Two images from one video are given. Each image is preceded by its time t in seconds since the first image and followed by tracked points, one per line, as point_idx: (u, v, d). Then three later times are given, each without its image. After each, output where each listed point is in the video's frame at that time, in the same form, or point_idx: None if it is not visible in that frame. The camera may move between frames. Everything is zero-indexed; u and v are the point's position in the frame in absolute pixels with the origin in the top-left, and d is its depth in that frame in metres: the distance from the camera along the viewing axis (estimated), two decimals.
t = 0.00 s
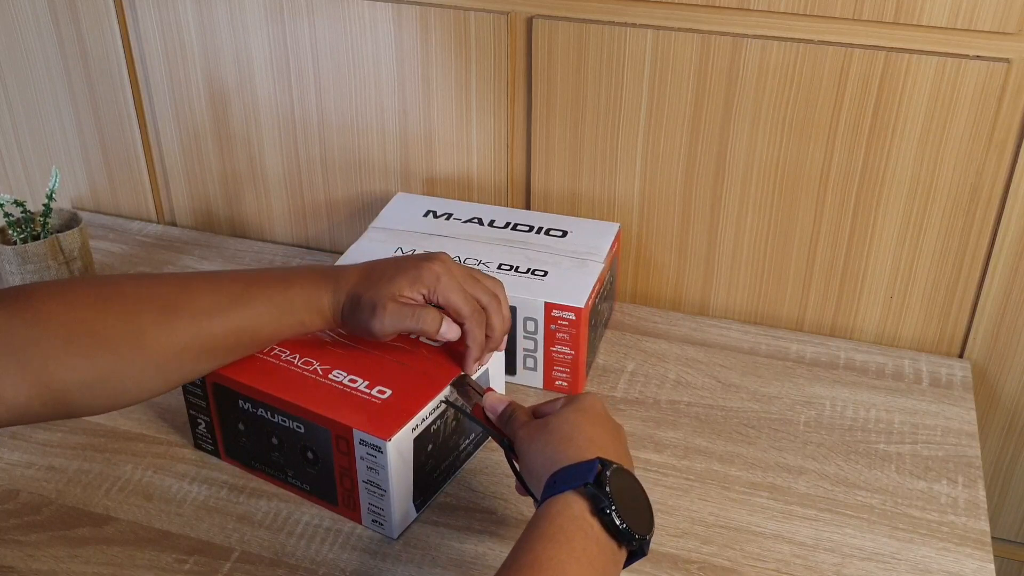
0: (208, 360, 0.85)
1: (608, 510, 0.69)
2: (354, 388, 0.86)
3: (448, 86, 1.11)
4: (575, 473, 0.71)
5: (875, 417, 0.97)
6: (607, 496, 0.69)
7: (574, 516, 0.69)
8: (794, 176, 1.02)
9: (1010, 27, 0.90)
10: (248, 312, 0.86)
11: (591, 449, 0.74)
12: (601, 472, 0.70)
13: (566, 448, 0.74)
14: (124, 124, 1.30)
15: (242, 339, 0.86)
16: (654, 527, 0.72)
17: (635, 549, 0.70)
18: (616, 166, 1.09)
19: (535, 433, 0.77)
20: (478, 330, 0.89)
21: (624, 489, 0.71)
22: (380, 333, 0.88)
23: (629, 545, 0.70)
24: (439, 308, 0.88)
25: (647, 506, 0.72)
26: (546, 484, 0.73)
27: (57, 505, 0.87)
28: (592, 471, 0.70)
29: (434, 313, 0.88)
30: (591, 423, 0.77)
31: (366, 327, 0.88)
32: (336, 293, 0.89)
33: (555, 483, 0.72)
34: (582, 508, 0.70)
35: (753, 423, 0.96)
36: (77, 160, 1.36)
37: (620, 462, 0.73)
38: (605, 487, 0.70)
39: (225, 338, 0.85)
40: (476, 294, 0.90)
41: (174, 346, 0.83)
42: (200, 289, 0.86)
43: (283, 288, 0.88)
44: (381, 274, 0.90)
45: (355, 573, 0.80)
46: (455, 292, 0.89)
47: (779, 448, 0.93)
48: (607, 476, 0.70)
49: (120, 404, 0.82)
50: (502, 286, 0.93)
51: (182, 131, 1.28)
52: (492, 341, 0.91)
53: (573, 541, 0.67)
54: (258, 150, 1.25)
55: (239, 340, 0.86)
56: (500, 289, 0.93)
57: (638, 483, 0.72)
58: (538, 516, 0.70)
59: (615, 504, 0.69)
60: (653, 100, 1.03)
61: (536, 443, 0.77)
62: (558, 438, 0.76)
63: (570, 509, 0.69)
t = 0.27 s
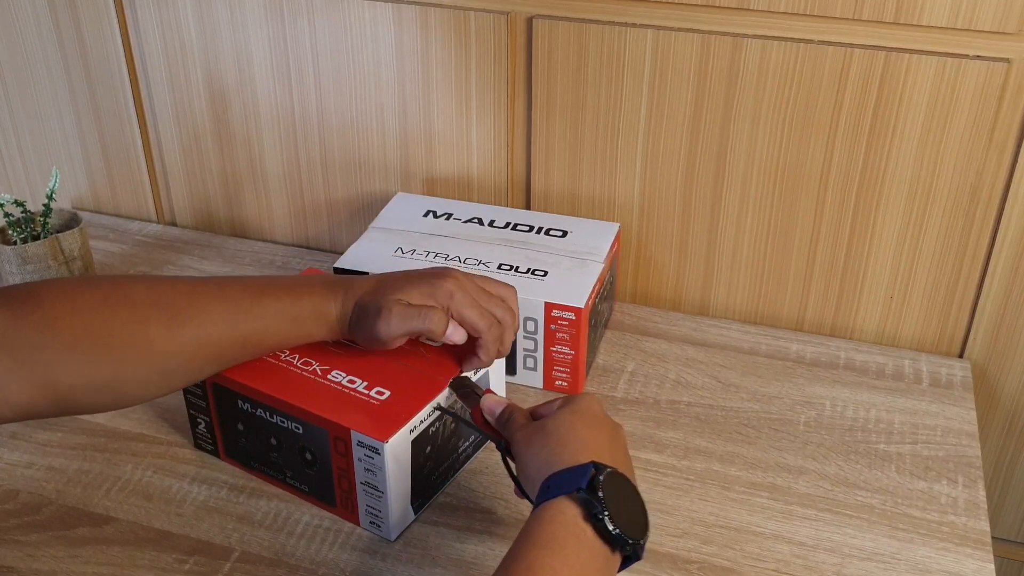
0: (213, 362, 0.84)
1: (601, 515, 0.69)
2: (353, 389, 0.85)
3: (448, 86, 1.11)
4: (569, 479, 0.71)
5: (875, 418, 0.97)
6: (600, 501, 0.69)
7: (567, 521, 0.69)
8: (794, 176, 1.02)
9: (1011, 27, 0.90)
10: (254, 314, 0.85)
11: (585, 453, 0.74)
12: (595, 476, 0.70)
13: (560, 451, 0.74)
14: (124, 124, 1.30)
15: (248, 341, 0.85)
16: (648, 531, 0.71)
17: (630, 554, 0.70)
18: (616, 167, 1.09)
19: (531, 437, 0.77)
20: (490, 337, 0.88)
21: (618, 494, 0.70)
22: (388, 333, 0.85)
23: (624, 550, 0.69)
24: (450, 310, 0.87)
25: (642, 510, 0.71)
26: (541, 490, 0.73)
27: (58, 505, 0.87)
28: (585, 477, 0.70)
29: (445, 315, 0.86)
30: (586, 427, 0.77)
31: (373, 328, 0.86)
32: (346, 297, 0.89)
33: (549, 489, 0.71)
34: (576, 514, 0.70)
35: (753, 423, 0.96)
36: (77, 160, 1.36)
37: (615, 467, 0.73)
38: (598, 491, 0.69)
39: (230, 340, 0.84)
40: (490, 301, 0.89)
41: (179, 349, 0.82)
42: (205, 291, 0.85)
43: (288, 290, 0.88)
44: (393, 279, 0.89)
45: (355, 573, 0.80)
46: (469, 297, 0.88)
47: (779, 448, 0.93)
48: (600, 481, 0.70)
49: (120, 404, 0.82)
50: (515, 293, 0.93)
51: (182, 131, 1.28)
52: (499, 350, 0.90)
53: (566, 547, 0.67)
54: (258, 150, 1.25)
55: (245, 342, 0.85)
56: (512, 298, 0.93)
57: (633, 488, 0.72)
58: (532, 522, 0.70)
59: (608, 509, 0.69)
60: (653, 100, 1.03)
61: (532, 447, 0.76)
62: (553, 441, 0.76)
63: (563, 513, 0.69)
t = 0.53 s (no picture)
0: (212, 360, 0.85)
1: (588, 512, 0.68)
2: (340, 392, 0.85)
3: (448, 87, 1.11)
4: (556, 477, 0.71)
5: (875, 418, 0.97)
6: (587, 498, 0.69)
7: (555, 519, 0.69)
8: (794, 176, 1.02)
9: (1011, 27, 0.90)
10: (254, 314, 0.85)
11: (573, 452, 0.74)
12: (583, 474, 0.70)
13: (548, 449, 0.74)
14: (124, 125, 1.30)
15: (245, 341, 0.85)
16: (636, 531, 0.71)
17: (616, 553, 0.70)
18: (616, 167, 1.09)
19: (518, 436, 0.77)
20: (488, 352, 0.87)
21: (605, 493, 0.70)
22: (388, 333, 0.85)
23: (610, 549, 0.69)
24: (453, 319, 0.86)
25: (629, 510, 0.71)
26: (527, 487, 0.72)
27: (58, 505, 0.87)
28: (571, 475, 0.70)
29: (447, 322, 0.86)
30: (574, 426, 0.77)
31: (373, 328, 0.85)
32: (348, 298, 0.89)
33: (536, 486, 0.71)
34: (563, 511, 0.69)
35: (753, 423, 0.96)
36: (77, 160, 1.36)
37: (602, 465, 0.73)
38: (585, 489, 0.69)
39: (227, 340, 0.84)
40: (494, 316, 0.89)
41: (178, 348, 0.82)
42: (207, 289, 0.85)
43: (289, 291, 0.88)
44: (399, 285, 0.89)
45: (355, 573, 0.80)
46: (473, 309, 0.88)
47: (779, 448, 0.93)
48: (587, 479, 0.70)
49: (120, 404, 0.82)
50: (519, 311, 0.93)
51: (183, 131, 1.28)
52: (494, 366, 0.89)
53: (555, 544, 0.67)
54: (258, 150, 1.25)
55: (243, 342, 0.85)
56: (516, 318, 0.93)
57: (620, 486, 0.72)
58: (519, 520, 0.70)
59: (594, 507, 0.69)
60: (653, 100, 1.03)
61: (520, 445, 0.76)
62: (541, 440, 0.76)
63: (549, 511, 0.69)
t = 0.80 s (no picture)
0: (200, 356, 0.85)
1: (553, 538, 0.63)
2: (316, 387, 0.84)
3: (448, 86, 1.11)
4: (524, 496, 0.66)
5: (875, 417, 0.97)
6: (552, 521, 0.64)
7: (521, 546, 0.64)
8: (794, 175, 1.02)
9: (1011, 27, 0.90)
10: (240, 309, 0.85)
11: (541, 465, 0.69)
12: (551, 495, 0.65)
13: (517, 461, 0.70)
14: (125, 124, 1.30)
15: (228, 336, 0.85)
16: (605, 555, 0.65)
17: None
18: (616, 167, 1.09)
19: (487, 445, 0.73)
20: (466, 355, 0.84)
21: (574, 514, 0.65)
22: (363, 333, 0.84)
23: None
24: (431, 320, 0.84)
25: (599, 533, 0.66)
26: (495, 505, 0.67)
27: (58, 505, 0.87)
28: (539, 496, 0.65)
29: (425, 323, 0.84)
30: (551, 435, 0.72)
31: (348, 327, 0.84)
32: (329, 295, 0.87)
33: (504, 506, 0.66)
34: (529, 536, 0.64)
35: (752, 423, 0.96)
36: (77, 160, 1.36)
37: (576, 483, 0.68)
38: (552, 513, 0.64)
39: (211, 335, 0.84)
40: (478, 318, 0.86)
41: (164, 345, 0.83)
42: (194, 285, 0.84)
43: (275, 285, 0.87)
44: (384, 283, 0.87)
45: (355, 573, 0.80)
46: (454, 311, 0.85)
47: (779, 448, 0.93)
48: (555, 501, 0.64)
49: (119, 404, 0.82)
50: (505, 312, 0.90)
51: (182, 130, 1.28)
52: (475, 368, 0.86)
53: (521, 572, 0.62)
54: (258, 150, 1.25)
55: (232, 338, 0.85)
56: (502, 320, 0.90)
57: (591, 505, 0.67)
58: (483, 542, 0.65)
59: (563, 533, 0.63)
60: (653, 100, 1.03)
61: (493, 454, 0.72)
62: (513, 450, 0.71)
63: (511, 533, 0.64)
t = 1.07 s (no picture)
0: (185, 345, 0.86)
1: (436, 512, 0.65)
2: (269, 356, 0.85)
3: (448, 87, 1.11)
4: (403, 474, 0.67)
5: (875, 417, 0.97)
6: (429, 496, 0.65)
7: (406, 525, 0.65)
8: (794, 175, 1.02)
9: (1011, 27, 0.90)
10: (220, 293, 0.85)
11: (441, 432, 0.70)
12: (427, 471, 0.66)
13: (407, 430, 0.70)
14: (125, 125, 1.30)
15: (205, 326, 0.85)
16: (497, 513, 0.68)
17: (475, 546, 0.67)
18: (616, 167, 1.09)
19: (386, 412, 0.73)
20: (417, 319, 0.82)
21: (455, 484, 0.66)
22: (309, 304, 0.83)
23: (468, 544, 0.66)
24: (377, 286, 0.82)
25: (489, 494, 0.67)
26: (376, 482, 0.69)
27: (58, 505, 0.87)
28: (415, 475, 0.66)
29: (368, 289, 0.82)
30: (442, 401, 0.73)
31: (295, 298, 0.84)
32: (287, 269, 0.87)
33: (385, 484, 0.67)
34: (410, 514, 0.65)
35: (752, 423, 0.96)
36: (77, 160, 1.36)
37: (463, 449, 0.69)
38: (429, 490, 0.65)
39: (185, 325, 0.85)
40: (429, 282, 0.84)
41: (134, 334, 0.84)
42: (175, 274, 0.85)
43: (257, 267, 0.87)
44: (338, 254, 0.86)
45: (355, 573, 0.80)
46: (403, 276, 0.83)
47: (779, 448, 0.93)
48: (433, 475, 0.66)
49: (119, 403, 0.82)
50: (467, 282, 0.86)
51: (183, 130, 1.28)
52: (431, 333, 0.84)
53: (410, 552, 0.64)
54: (259, 150, 1.25)
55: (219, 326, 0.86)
56: (464, 288, 0.86)
57: (481, 470, 0.68)
58: (369, 523, 0.66)
59: (443, 507, 0.65)
60: (653, 101, 1.03)
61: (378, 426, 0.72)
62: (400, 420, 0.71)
63: (396, 513, 0.65)
